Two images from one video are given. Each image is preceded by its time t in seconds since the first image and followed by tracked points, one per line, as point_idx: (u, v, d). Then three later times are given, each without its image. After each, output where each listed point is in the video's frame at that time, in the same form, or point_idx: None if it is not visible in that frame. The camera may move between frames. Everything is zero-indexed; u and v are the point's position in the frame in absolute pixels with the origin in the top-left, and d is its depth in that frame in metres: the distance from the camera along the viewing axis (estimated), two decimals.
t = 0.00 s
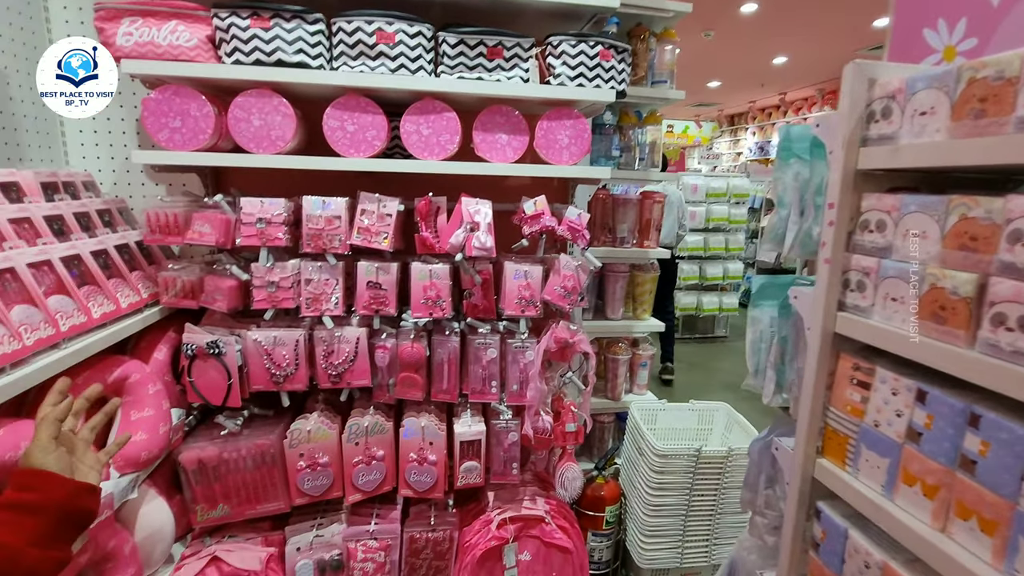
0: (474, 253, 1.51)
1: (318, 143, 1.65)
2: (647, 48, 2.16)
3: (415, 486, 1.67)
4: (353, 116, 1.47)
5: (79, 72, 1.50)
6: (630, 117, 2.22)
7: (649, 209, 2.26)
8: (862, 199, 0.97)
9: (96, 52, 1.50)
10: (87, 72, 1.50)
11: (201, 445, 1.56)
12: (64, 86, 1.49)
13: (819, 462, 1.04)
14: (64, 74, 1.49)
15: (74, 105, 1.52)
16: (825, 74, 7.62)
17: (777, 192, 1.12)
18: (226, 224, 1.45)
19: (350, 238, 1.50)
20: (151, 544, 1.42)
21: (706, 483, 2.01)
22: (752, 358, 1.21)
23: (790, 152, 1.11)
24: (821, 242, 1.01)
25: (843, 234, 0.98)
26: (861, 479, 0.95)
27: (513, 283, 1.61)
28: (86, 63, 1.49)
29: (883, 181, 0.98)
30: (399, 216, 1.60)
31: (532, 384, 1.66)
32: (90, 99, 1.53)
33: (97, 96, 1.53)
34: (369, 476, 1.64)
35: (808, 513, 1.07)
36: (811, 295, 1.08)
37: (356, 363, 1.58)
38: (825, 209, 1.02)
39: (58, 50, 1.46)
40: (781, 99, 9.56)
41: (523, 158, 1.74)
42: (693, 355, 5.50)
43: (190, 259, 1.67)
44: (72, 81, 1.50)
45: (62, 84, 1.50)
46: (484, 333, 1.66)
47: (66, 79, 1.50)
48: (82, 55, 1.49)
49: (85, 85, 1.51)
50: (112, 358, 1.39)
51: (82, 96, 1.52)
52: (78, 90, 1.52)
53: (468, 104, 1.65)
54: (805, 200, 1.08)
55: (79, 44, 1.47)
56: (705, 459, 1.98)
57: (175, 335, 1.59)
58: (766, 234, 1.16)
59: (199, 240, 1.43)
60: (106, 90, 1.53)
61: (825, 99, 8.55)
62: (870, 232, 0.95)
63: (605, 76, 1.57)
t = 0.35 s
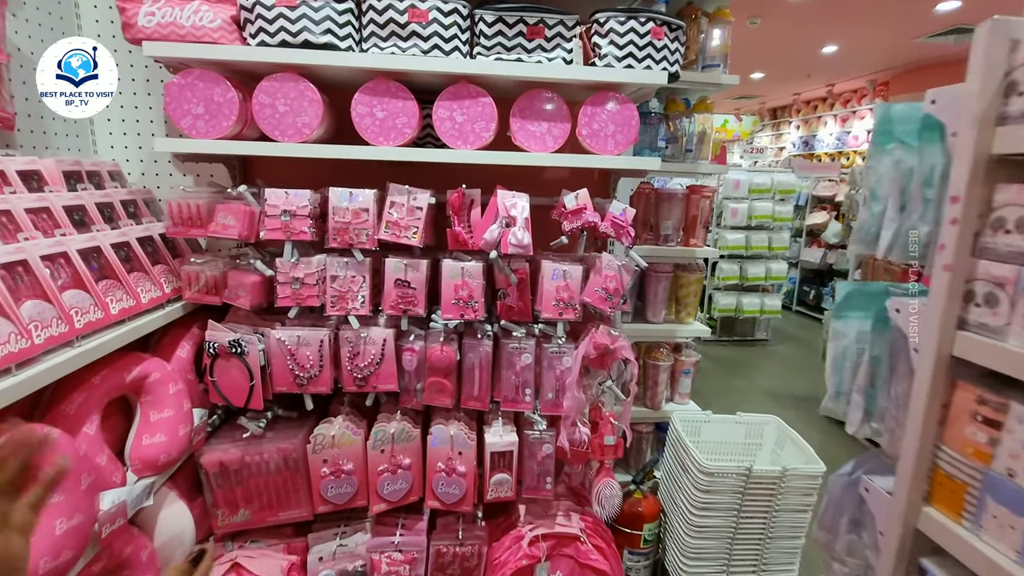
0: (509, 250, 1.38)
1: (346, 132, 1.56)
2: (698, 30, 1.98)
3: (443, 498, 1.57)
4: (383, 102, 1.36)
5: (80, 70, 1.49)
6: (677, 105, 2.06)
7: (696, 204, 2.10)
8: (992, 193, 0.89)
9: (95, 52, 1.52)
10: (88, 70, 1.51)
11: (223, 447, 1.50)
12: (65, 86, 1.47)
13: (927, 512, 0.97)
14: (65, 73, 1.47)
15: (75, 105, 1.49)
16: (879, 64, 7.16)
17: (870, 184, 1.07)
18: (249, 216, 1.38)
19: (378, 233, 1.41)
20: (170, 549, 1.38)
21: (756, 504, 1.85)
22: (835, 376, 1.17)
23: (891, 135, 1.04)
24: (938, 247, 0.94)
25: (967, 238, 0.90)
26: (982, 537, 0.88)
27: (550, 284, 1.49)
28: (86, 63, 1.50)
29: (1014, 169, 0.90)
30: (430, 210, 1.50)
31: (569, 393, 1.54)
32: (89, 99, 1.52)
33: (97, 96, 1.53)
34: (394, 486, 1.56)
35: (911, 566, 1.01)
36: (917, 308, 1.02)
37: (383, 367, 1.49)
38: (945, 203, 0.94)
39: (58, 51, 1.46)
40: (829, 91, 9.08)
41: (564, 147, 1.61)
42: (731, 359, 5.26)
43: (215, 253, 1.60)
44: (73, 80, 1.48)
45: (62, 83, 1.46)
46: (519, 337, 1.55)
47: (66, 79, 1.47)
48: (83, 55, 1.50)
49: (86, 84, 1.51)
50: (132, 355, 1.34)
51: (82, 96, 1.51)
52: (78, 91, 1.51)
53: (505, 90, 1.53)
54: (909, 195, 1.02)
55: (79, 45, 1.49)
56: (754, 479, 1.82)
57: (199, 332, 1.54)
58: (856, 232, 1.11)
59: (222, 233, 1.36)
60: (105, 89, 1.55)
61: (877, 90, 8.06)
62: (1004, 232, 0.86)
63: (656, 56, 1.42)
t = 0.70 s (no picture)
0: (532, 261, 1.25)
1: (358, 131, 1.45)
2: (741, 18, 1.81)
3: (457, 528, 1.44)
4: (396, 97, 1.25)
5: (79, 69, 1.40)
6: (717, 100, 1.86)
7: (737, 208, 1.93)
8: None
9: (96, 52, 1.43)
10: (87, 70, 1.42)
11: (225, 466, 1.41)
12: (63, 86, 1.38)
13: None
14: (64, 73, 1.38)
15: (74, 106, 1.41)
16: (925, 59, 6.77)
17: (977, 188, 0.94)
18: (252, 221, 1.28)
19: (389, 240, 1.29)
20: None
21: (802, 542, 1.67)
22: (922, 424, 1.04)
23: (1010, 127, 0.91)
24: None
25: None
26: None
27: (576, 297, 1.35)
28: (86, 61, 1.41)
29: None
30: (446, 215, 1.38)
31: (596, 417, 1.40)
32: (91, 100, 1.44)
33: (98, 95, 1.45)
34: (405, 513, 1.43)
35: None
36: None
37: (393, 386, 1.37)
38: None
39: (57, 51, 1.37)
40: (870, 89, 8.68)
41: (593, 146, 1.47)
42: (765, 370, 5.01)
43: (220, 259, 1.51)
44: (72, 81, 1.39)
45: (60, 83, 1.38)
46: (542, 355, 1.41)
47: (65, 80, 1.39)
48: (83, 55, 1.41)
49: (86, 85, 1.42)
50: (127, 370, 1.25)
51: (83, 96, 1.42)
52: (79, 91, 1.42)
53: (529, 83, 1.40)
54: None
55: (79, 44, 1.40)
56: (802, 514, 1.64)
57: (202, 343, 1.45)
58: (955, 246, 0.99)
59: (222, 240, 1.26)
60: (107, 89, 1.46)
61: (922, 87, 7.64)
62: None
63: (700, 43, 1.26)
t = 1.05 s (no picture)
0: (544, 269, 1.15)
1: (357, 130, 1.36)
2: (768, 7, 1.70)
3: (463, 553, 1.35)
4: (395, 92, 1.16)
5: (79, 69, 1.35)
6: (742, 94, 1.75)
7: (763, 210, 1.81)
8: None
9: (97, 52, 1.37)
10: (87, 70, 1.36)
11: (219, 486, 1.33)
12: (62, 87, 1.34)
13: None
14: (63, 73, 1.33)
15: (73, 106, 1.35)
16: (951, 53, 6.53)
17: None
18: (244, 227, 1.20)
19: (389, 246, 1.20)
20: None
21: (835, 570, 1.55)
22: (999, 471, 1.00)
23: None
24: None
25: None
26: None
27: (591, 307, 1.25)
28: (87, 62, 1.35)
29: None
30: (451, 219, 1.28)
31: (612, 437, 1.29)
32: (92, 100, 1.37)
33: (99, 96, 1.38)
34: (408, 538, 1.34)
35: None
36: None
37: (395, 402, 1.28)
38: None
39: (57, 51, 1.33)
40: (892, 85, 8.44)
41: (609, 144, 1.36)
42: (785, 376, 4.84)
43: (215, 267, 1.44)
44: (71, 81, 1.34)
45: (59, 83, 1.33)
46: (554, 369, 1.31)
47: (65, 80, 1.34)
48: (83, 55, 1.35)
49: (86, 84, 1.36)
50: (112, 385, 1.18)
51: (83, 96, 1.36)
52: (79, 90, 1.36)
53: (539, 77, 1.30)
54: None
55: (79, 44, 1.35)
56: (835, 540, 1.52)
57: (195, 355, 1.37)
58: None
59: (212, 247, 1.18)
60: (107, 88, 1.38)
61: (947, 82, 7.38)
62: None
63: (727, 30, 1.15)
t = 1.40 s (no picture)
0: (562, 264, 1.10)
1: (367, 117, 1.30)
2: None
3: (473, 559, 1.30)
4: (408, 76, 1.10)
5: (78, 70, 1.30)
6: (766, 86, 1.68)
7: (784, 208, 1.75)
8: None
9: (97, 52, 1.32)
10: (87, 71, 1.31)
11: (220, 486, 1.28)
12: (62, 87, 1.29)
13: None
14: (62, 73, 1.28)
15: (73, 106, 1.31)
16: (968, 52, 6.42)
17: None
18: (249, 216, 1.15)
19: (400, 239, 1.15)
20: None
21: None
22: None
23: None
24: None
25: None
26: None
27: (610, 306, 1.19)
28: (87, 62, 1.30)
29: None
30: (464, 211, 1.23)
31: (630, 441, 1.24)
32: (92, 100, 1.33)
33: (99, 96, 1.33)
34: (415, 542, 1.29)
35: None
36: None
37: (404, 402, 1.23)
38: None
39: (56, 50, 1.28)
40: (905, 85, 8.32)
41: (630, 136, 1.31)
42: (795, 378, 4.77)
43: (218, 259, 1.39)
44: (70, 81, 1.30)
45: (59, 83, 1.29)
46: (571, 370, 1.26)
47: (65, 80, 1.30)
48: (83, 55, 1.30)
49: (86, 84, 1.31)
50: (110, 380, 1.13)
51: (83, 96, 1.31)
52: (80, 91, 1.32)
53: (558, 64, 1.24)
54: None
55: (79, 44, 1.30)
56: (859, 551, 1.46)
57: (197, 350, 1.33)
58: None
59: (215, 237, 1.13)
60: (108, 89, 1.33)
61: (963, 82, 7.26)
62: None
63: (760, 15, 1.09)
